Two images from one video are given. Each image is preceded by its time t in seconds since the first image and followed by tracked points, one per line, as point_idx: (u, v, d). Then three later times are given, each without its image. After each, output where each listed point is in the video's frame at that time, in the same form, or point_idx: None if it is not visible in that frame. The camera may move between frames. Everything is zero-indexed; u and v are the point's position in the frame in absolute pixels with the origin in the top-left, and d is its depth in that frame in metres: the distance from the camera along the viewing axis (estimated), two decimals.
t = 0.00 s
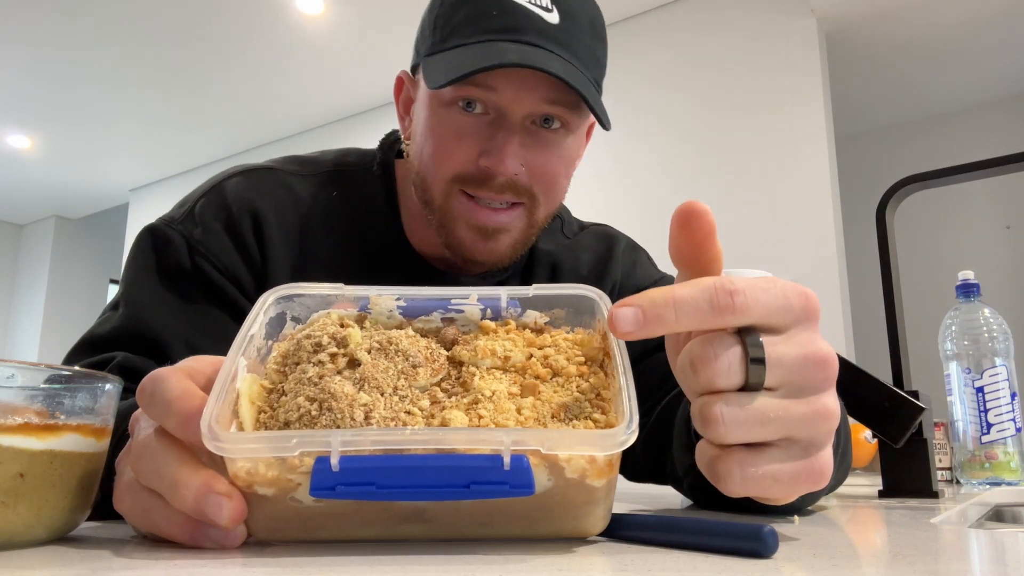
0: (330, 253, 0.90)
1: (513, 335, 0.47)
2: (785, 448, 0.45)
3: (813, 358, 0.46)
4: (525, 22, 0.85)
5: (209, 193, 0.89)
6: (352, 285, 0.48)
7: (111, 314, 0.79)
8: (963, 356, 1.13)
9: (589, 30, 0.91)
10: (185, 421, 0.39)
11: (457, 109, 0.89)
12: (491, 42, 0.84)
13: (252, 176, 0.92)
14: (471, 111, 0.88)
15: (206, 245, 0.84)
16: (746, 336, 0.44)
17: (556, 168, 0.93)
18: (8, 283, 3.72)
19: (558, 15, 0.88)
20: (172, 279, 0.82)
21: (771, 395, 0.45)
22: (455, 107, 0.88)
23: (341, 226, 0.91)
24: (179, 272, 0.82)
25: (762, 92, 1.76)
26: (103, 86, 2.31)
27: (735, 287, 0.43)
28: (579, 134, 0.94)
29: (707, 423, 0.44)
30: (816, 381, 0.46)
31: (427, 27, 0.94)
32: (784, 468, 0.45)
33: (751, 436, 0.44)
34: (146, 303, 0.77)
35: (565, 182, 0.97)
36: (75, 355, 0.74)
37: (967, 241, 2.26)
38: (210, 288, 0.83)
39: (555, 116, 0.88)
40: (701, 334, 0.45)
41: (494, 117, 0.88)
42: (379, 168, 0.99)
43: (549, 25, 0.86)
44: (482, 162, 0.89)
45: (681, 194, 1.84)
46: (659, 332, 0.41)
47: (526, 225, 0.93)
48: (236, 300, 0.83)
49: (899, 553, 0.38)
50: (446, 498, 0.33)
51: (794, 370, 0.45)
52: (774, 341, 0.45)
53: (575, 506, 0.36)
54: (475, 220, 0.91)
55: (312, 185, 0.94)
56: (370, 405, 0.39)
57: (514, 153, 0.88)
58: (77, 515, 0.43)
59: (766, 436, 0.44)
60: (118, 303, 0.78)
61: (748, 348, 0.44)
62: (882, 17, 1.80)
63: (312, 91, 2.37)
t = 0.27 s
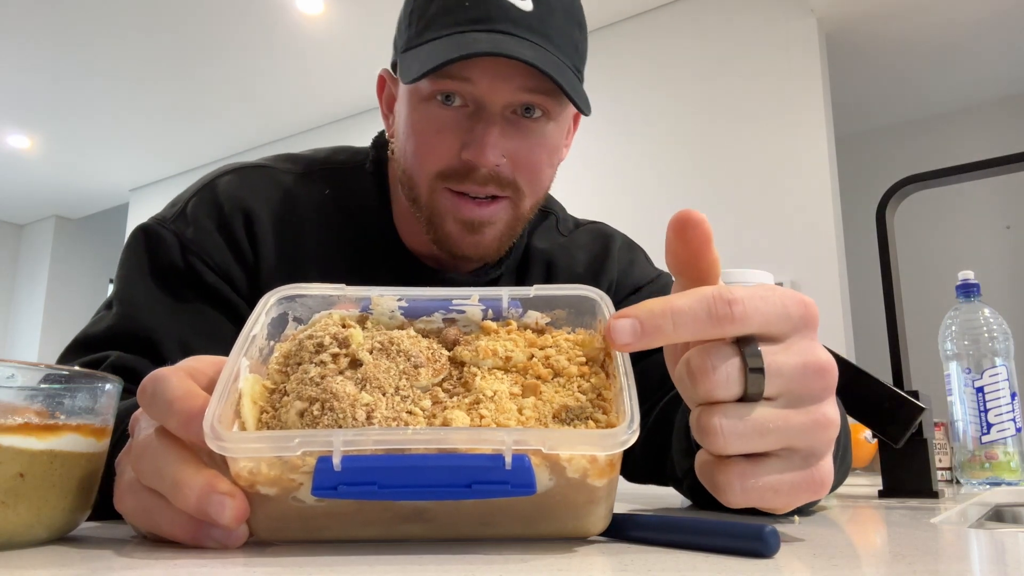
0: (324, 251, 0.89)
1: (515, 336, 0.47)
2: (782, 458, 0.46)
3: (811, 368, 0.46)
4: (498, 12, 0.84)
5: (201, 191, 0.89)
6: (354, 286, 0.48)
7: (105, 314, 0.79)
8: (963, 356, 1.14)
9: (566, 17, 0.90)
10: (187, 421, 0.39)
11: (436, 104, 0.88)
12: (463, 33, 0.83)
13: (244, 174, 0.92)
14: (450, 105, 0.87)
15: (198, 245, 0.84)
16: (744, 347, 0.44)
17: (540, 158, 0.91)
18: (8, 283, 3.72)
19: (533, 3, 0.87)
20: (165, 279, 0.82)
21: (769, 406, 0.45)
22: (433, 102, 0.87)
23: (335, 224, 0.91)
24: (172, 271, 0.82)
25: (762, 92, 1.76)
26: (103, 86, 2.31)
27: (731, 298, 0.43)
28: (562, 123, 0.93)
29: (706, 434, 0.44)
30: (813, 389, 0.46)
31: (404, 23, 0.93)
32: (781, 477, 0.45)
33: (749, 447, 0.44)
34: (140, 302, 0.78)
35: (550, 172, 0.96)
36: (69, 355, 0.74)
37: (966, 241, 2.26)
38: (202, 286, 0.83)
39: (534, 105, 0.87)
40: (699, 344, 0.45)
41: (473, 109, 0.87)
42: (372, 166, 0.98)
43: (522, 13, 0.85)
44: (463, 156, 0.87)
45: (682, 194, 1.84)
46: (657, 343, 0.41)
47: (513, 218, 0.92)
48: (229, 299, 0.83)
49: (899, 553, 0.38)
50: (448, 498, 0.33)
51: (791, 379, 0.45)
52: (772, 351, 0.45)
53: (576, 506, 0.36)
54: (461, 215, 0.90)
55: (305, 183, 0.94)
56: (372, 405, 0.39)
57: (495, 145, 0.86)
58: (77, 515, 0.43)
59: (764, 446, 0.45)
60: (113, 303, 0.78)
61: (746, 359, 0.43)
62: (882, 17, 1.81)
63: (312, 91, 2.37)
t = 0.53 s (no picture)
0: (318, 246, 0.89)
1: (515, 336, 0.47)
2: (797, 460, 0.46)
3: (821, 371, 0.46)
4: (479, 6, 0.84)
5: (196, 190, 0.89)
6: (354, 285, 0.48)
7: (103, 312, 0.79)
8: (963, 356, 1.13)
9: (548, 8, 0.90)
10: (189, 421, 0.39)
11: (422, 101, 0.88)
12: (443, 28, 0.83)
13: (239, 173, 0.93)
14: (435, 101, 0.88)
15: (193, 242, 0.84)
16: (756, 350, 0.44)
17: (528, 153, 0.91)
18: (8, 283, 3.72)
19: None
20: (161, 276, 0.82)
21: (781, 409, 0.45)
22: (418, 98, 0.88)
23: (329, 221, 0.91)
24: (168, 268, 0.82)
25: (762, 91, 1.76)
26: (103, 86, 2.31)
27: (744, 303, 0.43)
28: (549, 118, 0.93)
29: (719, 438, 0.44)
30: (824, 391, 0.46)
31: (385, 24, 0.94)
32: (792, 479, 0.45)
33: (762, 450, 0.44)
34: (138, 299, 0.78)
35: (540, 167, 0.95)
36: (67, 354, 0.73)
37: (967, 241, 2.27)
38: (199, 284, 0.83)
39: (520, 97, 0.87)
40: (709, 348, 0.45)
41: (458, 105, 0.87)
42: (366, 164, 0.99)
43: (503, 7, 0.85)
44: (450, 151, 0.88)
45: (682, 194, 1.84)
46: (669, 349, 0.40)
47: (503, 214, 0.91)
48: (226, 296, 0.83)
49: (899, 554, 0.38)
50: (449, 497, 0.33)
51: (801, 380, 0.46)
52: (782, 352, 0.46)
53: (578, 506, 0.36)
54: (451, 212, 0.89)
55: (300, 180, 0.94)
56: (373, 405, 0.39)
57: (481, 139, 0.87)
58: (76, 515, 0.43)
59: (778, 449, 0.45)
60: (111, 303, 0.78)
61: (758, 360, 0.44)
62: (882, 17, 1.81)
63: (312, 91, 2.37)
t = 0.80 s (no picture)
0: (306, 237, 0.86)
1: (521, 336, 0.47)
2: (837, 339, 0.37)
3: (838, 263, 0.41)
4: None
5: (185, 185, 0.89)
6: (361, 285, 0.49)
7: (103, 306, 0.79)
8: (963, 356, 1.14)
9: None
10: (196, 421, 0.39)
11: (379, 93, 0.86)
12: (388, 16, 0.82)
13: (228, 167, 0.92)
14: (392, 92, 0.86)
15: (184, 237, 0.83)
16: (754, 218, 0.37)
17: (490, 137, 0.88)
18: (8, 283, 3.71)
19: None
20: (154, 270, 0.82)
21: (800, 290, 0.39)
22: (375, 90, 0.86)
23: (313, 213, 0.87)
24: (159, 262, 0.82)
25: (762, 92, 1.76)
26: (103, 86, 2.31)
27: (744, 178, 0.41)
28: (511, 100, 0.90)
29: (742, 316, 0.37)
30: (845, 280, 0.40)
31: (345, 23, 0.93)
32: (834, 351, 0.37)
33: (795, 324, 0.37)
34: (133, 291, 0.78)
35: (506, 152, 0.92)
36: (62, 346, 0.74)
37: (966, 241, 2.27)
38: (191, 276, 0.83)
39: (476, 80, 0.85)
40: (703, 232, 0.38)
41: (414, 94, 0.85)
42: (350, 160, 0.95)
43: None
44: (410, 141, 0.85)
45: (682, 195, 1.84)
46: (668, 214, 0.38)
47: (471, 203, 0.88)
48: (219, 288, 0.83)
49: (903, 553, 0.38)
50: (456, 497, 0.33)
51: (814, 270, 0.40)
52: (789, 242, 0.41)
53: (584, 506, 0.36)
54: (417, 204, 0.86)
55: (288, 174, 0.92)
56: (379, 405, 0.39)
57: (438, 126, 0.84)
58: (77, 515, 0.43)
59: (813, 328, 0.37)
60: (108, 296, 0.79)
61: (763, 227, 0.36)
62: (881, 18, 1.81)
63: (312, 91, 2.37)
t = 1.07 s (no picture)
0: (296, 232, 0.85)
1: (523, 336, 0.47)
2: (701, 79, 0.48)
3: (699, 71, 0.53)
4: None
5: (180, 182, 0.89)
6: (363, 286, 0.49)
7: (101, 304, 0.80)
8: (963, 356, 1.14)
9: None
10: (198, 420, 0.39)
11: (355, 99, 0.84)
12: (360, 23, 0.82)
13: (222, 162, 0.92)
14: (368, 98, 0.84)
15: (177, 233, 0.84)
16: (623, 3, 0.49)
17: (471, 139, 0.86)
18: (8, 283, 3.71)
19: None
20: (150, 267, 0.82)
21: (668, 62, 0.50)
22: (351, 97, 0.85)
23: (306, 207, 0.87)
24: (156, 260, 0.82)
25: (762, 92, 1.76)
26: (103, 86, 2.31)
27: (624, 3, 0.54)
28: (490, 102, 0.88)
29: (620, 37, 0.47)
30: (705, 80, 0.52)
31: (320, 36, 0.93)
32: (695, 81, 0.47)
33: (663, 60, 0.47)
34: (130, 290, 0.78)
35: (489, 152, 0.90)
36: (59, 342, 0.74)
37: (965, 241, 2.27)
38: (186, 273, 0.83)
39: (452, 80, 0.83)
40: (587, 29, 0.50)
41: (390, 99, 0.84)
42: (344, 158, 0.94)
43: None
44: (389, 145, 0.83)
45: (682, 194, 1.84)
46: None
47: (457, 206, 0.85)
48: (214, 284, 0.83)
49: (902, 553, 0.38)
50: (459, 497, 0.33)
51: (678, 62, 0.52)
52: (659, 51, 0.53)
53: (587, 506, 0.36)
54: (402, 208, 0.83)
55: (282, 170, 0.91)
56: (382, 405, 0.39)
57: (417, 128, 0.82)
58: (77, 515, 0.43)
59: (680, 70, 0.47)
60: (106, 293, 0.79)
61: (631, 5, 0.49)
62: (881, 18, 1.81)
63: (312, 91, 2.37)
